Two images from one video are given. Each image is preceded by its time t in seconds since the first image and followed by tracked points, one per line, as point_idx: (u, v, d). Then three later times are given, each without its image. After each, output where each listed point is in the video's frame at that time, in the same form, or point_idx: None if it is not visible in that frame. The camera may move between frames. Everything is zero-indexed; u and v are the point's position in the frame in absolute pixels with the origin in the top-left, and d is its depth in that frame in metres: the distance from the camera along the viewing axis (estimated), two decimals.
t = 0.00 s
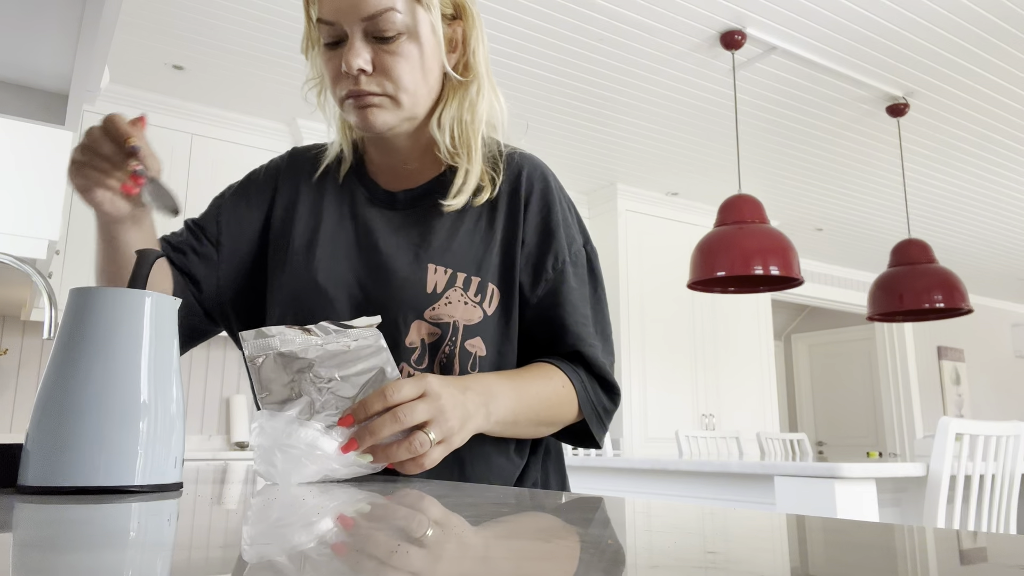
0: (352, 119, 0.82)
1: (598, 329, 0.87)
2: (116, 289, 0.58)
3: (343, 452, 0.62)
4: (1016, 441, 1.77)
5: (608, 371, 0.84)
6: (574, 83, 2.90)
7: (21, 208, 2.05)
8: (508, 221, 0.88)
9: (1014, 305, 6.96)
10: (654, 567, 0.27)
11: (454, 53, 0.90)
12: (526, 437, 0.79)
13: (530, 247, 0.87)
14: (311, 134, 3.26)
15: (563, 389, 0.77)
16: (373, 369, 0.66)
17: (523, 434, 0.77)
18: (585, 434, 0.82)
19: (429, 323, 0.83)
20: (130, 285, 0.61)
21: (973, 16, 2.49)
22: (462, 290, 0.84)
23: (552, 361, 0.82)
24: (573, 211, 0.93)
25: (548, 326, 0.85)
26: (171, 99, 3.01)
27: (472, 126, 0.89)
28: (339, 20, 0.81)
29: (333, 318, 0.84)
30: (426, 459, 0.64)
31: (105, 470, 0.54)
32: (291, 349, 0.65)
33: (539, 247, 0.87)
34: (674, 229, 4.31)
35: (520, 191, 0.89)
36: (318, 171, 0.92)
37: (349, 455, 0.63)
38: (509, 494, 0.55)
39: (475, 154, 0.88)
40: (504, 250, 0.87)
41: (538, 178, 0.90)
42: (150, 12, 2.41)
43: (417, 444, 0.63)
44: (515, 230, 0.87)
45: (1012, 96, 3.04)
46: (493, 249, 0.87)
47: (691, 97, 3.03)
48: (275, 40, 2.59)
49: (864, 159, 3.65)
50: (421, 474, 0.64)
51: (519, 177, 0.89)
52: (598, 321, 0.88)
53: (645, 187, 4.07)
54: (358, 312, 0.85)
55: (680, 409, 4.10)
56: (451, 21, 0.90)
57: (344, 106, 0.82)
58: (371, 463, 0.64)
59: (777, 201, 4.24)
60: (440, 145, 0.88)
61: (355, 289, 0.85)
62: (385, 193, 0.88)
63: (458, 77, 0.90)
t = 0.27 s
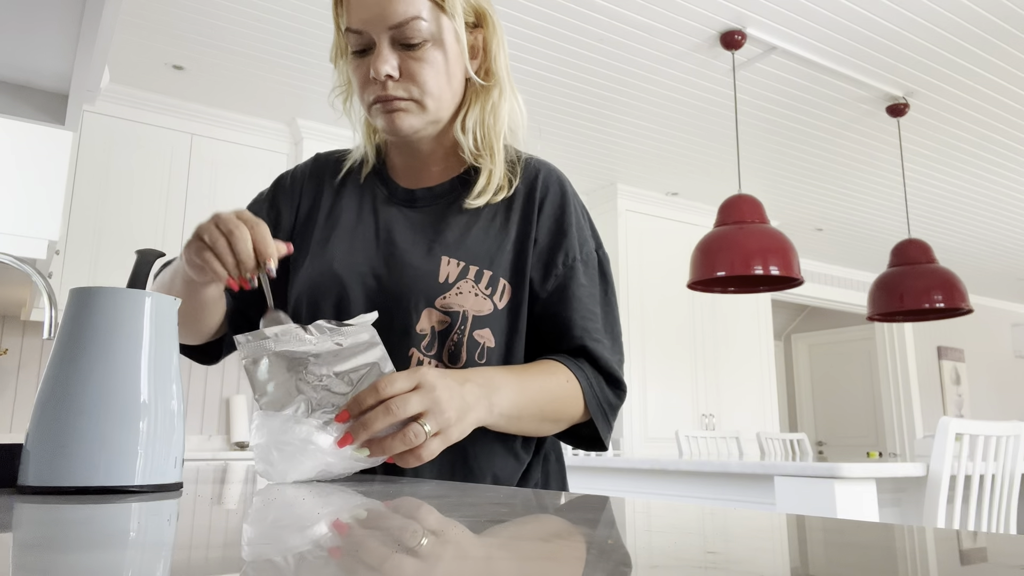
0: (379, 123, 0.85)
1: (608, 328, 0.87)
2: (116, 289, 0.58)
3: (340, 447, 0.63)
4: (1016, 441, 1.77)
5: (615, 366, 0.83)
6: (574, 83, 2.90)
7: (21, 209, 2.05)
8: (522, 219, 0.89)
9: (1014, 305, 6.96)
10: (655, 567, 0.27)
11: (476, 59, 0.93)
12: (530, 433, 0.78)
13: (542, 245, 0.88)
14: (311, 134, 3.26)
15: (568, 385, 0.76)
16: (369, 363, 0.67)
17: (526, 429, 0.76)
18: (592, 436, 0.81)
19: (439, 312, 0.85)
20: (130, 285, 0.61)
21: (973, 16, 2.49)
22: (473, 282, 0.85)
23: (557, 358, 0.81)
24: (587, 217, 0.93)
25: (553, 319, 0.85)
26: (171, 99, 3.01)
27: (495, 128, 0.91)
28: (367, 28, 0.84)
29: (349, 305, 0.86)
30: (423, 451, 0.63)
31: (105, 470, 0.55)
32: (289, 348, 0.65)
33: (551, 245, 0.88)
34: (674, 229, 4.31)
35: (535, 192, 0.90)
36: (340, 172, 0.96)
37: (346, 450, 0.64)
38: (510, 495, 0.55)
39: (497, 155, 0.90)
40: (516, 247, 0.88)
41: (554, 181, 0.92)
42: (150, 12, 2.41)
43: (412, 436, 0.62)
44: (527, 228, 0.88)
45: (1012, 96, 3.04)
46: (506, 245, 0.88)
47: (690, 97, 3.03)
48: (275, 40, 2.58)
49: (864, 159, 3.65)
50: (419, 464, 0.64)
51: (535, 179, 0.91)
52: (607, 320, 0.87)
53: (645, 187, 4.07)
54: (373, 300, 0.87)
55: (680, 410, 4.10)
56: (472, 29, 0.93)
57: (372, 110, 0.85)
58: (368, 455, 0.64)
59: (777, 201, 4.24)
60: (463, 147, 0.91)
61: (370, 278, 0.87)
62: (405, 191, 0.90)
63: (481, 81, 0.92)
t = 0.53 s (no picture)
0: (389, 128, 0.86)
1: (610, 329, 0.87)
2: (117, 289, 0.58)
3: (334, 437, 0.63)
4: (1016, 441, 1.77)
5: (617, 363, 0.83)
6: (574, 83, 2.90)
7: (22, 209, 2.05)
8: (529, 219, 0.89)
9: (1013, 304, 6.96)
10: (654, 567, 0.27)
11: (484, 65, 0.93)
12: (529, 429, 0.77)
13: (549, 244, 0.88)
14: (311, 133, 3.26)
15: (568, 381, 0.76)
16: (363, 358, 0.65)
17: (526, 423, 0.75)
18: (590, 434, 0.81)
19: (452, 307, 0.85)
20: (130, 286, 0.61)
21: (973, 16, 2.49)
22: (484, 279, 0.85)
23: (557, 353, 0.81)
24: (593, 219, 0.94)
25: (557, 316, 0.85)
26: (171, 99, 3.01)
27: (503, 133, 0.92)
28: (377, 35, 0.84)
29: (359, 301, 0.86)
30: (419, 438, 0.63)
31: (105, 470, 0.55)
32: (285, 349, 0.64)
33: (558, 245, 0.88)
34: (674, 229, 4.31)
35: (544, 193, 0.91)
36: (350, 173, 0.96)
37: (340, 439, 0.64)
38: (510, 495, 0.55)
39: (506, 159, 0.91)
40: (523, 246, 0.89)
41: (561, 183, 0.92)
42: (150, 12, 2.41)
43: (405, 421, 0.61)
44: (535, 227, 0.89)
45: (1012, 96, 3.04)
46: (514, 244, 0.88)
47: (690, 98, 3.03)
48: (275, 40, 2.58)
49: (864, 160, 3.65)
50: (416, 452, 0.63)
51: (543, 181, 0.91)
52: (609, 321, 0.87)
53: (645, 188, 4.07)
54: (384, 297, 0.87)
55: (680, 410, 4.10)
56: (479, 34, 0.93)
57: (382, 116, 0.85)
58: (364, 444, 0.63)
59: (777, 201, 4.23)
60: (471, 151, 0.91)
61: (381, 275, 0.87)
62: (414, 191, 0.91)
63: (489, 86, 0.93)
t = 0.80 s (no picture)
0: (388, 132, 0.86)
1: (610, 327, 0.87)
2: (116, 289, 0.58)
3: (337, 440, 0.62)
4: (1017, 441, 1.77)
5: (616, 361, 0.83)
6: (574, 83, 2.90)
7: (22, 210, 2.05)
8: (529, 218, 0.89)
9: (1013, 305, 6.96)
10: (655, 567, 0.27)
11: (482, 66, 0.93)
12: (529, 427, 0.77)
13: (548, 243, 0.88)
14: (311, 133, 3.26)
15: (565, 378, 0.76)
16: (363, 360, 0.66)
17: (525, 422, 0.75)
18: (591, 434, 0.81)
19: (452, 305, 0.85)
20: (130, 286, 0.61)
21: (973, 16, 2.49)
22: (484, 278, 0.85)
23: (555, 352, 0.80)
24: (592, 219, 0.93)
25: (555, 315, 0.85)
26: (171, 99, 3.01)
27: (502, 133, 0.92)
28: (375, 40, 0.84)
29: (360, 300, 0.86)
30: (421, 439, 0.62)
31: (105, 470, 0.55)
32: (284, 350, 0.65)
33: (557, 244, 0.88)
34: (674, 229, 4.31)
35: (543, 192, 0.91)
36: (351, 175, 0.96)
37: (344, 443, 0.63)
38: (510, 496, 0.55)
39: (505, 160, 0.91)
40: (522, 245, 0.89)
41: (561, 183, 0.92)
42: (150, 12, 2.41)
43: (408, 423, 0.61)
44: (534, 226, 0.89)
45: (1012, 96, 3.04)
46: (513, 243, 0.88)
47: (691, 98, 3.03)
48: (275, 40, 2.58)
49: (864, 160, 3.65)
50: (417, 454, 0.63)
51: (543, 180, 0.91)
52: (609, 319, 0.88)
53: (645, 188, 4.06)
54: (384, 297, 0.87)
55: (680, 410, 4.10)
56: (477, 36, 0.92)
57: (381, 120, 0.86)
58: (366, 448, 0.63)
59: (777, 201, 4.23)
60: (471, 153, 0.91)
61: (381, 275, 0.87)
62: (415, 192, 0.91)
63: (487, 88, 0.93)
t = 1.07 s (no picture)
0: (383, 132, 0.86)
1: (607, 325, 0.87)
2: (116, 289, 0.58)
3: (331, 438, 0.62)
4: (1016, 441, 1.77)
5: (612, 359, 0.83)
6: (573, 84, 2.90)
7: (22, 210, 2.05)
8: (525, 217, 0.89)
9: (1013, 305, 6.96)
10: (654, 567, 0.27)
11: (477, 65, 0.93)
12: (524, 424, 0.77)
13: (545, 242, 0.88)
14: (311, 133, 3.26)
15: (562, 374, 0.76)
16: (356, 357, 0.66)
17: (519, 419, 0.76)
18: (588, 432, 0.81)
19: (448, 305, 0.85)
20: (130, 286, 0.61)
21: (973, 16, 2.49)
22: (480, 277, 0.85)
23: (552, 349, 0.80)
24: (590, 217, 0.93)
25: (551, 313, 0.84)
26: (171, 99, 3.01)
27: (498, 133, 0.92)
28: (368, 41, 0.84)
29: (357, 300, 0.86)
30: (415, 434, 0.63)
31: (105, 470, 0.55)
32: (275, 351, 0.65)
33: (554, 242, 0.88)
34: (674, 229, 4.31)
35: (540, 190, 0.90)
36: (348, 177, 0.96)
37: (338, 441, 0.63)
38: (510, 495, 0.55)
39: (501, 158, 0.91)
40: (519, 244, 0.88)
41: (559, 181, 0.91)
42: (151, 12, 2.41)
43: (401, 419, 0.61)
44: (531, 225, 0.88)
45: (1012, 96, 3.04)
46: (510, 242, 0.88)
47: (690, 98, 3.03)
48: (275, 40, 2.59)
49: (864, 160, 3.65)
50: (413, 448, 0.63)
51: (540, 179, 0.91)
52: (607, 317, 0.87)
53: (645, 188, 4.07)
54: (381, 297, 0.87)
55: (680, 410, 4.10)
56: (471, 35, 0.92)
57: (376, 120, 0.86)
58: (362, 445, 0.63)
59: (777, 201, 4.23)
60: (467, 152, 0.91)
61: (377, 274, 0.87)
62: (411, 192, 0.91)
63: (482, 87, 0.92)
